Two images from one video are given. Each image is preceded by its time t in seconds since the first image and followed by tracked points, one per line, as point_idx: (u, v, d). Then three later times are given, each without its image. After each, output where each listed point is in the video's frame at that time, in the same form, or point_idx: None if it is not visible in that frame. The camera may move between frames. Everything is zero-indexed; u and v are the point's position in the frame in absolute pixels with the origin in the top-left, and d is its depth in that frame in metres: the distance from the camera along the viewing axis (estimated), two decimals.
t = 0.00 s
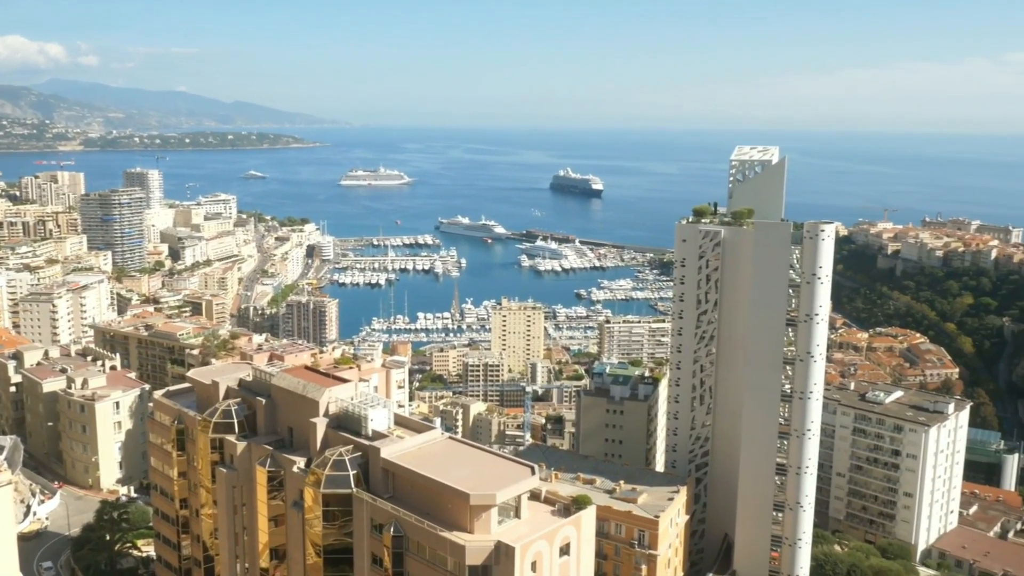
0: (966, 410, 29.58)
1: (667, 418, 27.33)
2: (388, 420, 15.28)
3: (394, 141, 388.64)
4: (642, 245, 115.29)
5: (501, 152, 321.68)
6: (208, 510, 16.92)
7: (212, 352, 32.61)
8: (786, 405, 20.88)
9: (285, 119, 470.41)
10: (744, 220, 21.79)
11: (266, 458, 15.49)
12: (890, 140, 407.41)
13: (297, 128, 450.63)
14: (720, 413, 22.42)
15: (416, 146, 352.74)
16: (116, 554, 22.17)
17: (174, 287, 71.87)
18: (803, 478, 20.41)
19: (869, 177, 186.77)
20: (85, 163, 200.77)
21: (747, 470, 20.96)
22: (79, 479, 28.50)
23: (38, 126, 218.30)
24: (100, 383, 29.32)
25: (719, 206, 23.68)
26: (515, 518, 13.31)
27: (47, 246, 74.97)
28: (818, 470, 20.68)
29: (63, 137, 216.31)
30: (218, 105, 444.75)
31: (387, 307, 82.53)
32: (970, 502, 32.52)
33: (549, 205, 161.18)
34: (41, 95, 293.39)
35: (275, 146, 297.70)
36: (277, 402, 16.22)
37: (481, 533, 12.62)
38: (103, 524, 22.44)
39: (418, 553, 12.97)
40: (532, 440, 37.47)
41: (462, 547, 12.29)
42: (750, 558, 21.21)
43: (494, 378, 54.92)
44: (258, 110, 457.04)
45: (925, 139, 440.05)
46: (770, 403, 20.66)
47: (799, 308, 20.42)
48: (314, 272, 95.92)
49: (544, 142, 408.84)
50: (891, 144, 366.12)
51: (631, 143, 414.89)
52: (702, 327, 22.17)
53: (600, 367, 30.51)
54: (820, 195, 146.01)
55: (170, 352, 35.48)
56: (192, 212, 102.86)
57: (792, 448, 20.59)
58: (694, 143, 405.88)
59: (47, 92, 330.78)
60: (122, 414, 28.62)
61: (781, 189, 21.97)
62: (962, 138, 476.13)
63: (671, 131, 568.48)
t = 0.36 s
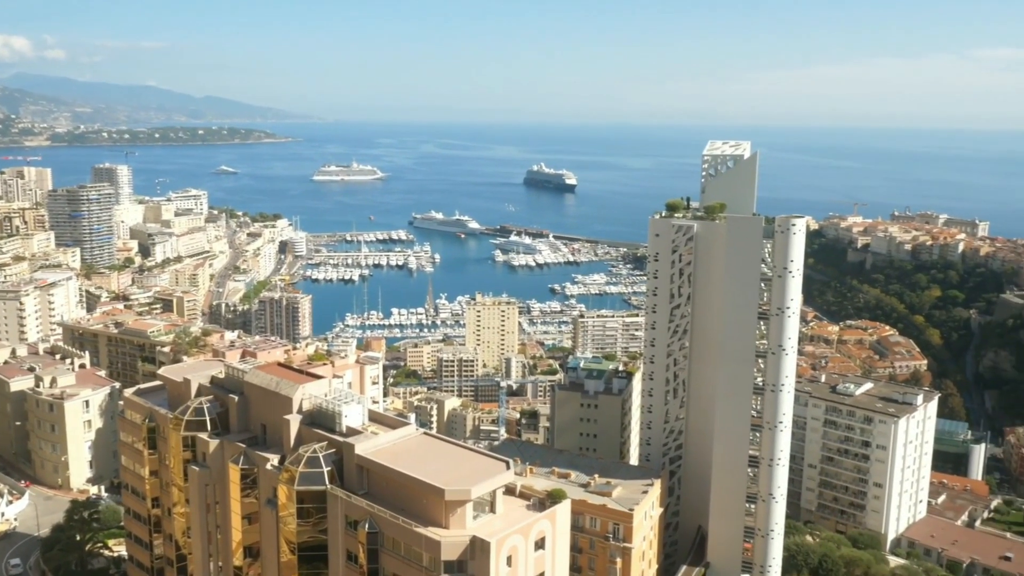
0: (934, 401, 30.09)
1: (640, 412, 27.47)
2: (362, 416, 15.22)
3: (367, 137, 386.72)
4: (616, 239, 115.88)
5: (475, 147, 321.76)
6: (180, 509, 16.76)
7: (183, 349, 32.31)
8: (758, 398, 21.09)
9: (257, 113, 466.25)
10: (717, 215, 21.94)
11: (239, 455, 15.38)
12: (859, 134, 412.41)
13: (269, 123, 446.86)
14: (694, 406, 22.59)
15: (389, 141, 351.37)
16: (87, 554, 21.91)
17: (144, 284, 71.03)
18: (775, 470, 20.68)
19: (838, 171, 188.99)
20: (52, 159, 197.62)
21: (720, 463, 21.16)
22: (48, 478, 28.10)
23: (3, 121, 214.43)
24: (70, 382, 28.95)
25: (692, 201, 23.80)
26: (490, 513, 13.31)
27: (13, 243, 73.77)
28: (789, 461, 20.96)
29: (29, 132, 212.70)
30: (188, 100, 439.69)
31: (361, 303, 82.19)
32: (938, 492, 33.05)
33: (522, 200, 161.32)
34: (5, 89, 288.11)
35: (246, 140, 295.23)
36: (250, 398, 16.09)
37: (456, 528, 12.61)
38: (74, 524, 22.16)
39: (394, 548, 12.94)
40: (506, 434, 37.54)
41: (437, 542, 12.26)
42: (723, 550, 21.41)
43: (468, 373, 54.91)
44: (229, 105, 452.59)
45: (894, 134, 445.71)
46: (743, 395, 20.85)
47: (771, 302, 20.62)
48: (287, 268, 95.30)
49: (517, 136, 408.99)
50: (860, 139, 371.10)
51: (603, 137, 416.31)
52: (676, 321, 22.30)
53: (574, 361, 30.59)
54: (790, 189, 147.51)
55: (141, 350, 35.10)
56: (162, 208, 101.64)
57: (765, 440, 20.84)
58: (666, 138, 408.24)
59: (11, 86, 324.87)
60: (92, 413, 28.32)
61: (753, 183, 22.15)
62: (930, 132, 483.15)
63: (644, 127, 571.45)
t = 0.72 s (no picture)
0: (906, 394, 30.46)
1: (617, 407, 27.56)
2: (338, 413, 15.17)
3: (343, 133, 384.53)
4: (591, 235, 116.20)
5: (451, 143, 321.16)
6: (155, 509, 16.62)
7: (157, 348, 32.01)
8: (734, 392, 21.21)
9: (230, 109, 462.06)
10: (692, 210, 22.07)
11: (214, 453, 15.26)
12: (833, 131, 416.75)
13: (243, 119, 443.03)
14: (670, 400, 22.73)
15: (364, 137, 349.65)
16: (59, 555, 21.72)
17: (117, 282, 70.24)
18: (750, 463, 20.79)
19: (812, 166, 190.77)
20: (21, 156, 194.62)
21: (696, 457, 21.29)
22: (20, 480, 27.73)
23: None
24: (40, 381, 28.61)
25: (667, 197, 23.89)
26: (467, 508, 13.32)
27: None
28: (764, 454, 21.08)
29: None
30: (161, 96, 434.69)
31: (336, 300, 81.87)
32: (911, 483, 33.46)
33: (499, 196, 161.29)
34: None
35: (219, 137, 292.76)
36: (224, 396, 15.99)
37: (434, 525, 12.58)
38: (46, 525, 21.86)
39: (371, 546, 12.89)
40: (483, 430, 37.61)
41: (414, 539, 12.22)
42: (699, 543, 21.51)
43: (445, 369, 54.89)
44: (202, 101, 448.12)
45: (868, 130, 449.78)
46: (718, 389, 20.98)
47: (746, 296, 20.76)
48: (261, 265, 94.72)
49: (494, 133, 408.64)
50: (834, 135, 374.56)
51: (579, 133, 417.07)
52: (652, 316, 22.42)
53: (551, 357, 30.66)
54: (765, 185, 148.60)
55: (113, 348, 34.72)
56: (134, 205, 100.46)
57: (740, 434, 20.94)
58: (641, 134, 409.82)
59: None
60: (64, 412, 28.04)
61: (728, 179, 22.27)
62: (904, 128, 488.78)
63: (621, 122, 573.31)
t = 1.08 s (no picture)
0: (875, 386, 30.86)
1: (591, 401, 27.65)
2: (311, 410, 15.08)
3: (315, 128, 381.81)
4: (564, 230, 116.50)
5: (424, 138, 320.10)
6: (125, 508, 16.45)
7: (126, 346, 31.65)
8: (706, 385, 21.36)
9: (200, 104, 456.71)
10: (664, 205, 22.18)
11: (185, 452, 15.11)
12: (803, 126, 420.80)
13: (213, 115, 438.28)
14: (643, 394, 22.83)
15: (336, 132, 347.31)
16: (28, 556, 21.42)
17: (85, 279, 69.24)
18: (722, 455, 20.97)
19: (783, 161, 192.56)
20: None
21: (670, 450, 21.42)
22: None
23: None
24: (7, 380, 28.15)
25: (640, 191, 23.97)
26: (442, 504, 13.29)
27: None
28: (736, 446, 21.26)
29: None
30: (129, 90, 428.30)
31: (309, 296, 81.38)
32: (880, 473, 33.92)
33: (472, 191, 161.03)
34: None
35: (188, 132, 289.62)
36: (196, 394, 15.83)
37: (408, 520, 12.56)
38: (14, 526, 21.56)
39: (345, 543, 12.84)
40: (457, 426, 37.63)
41: (389, 535, 12.19)
42: (672, 536, 21.65)
43: (418, 365, 54.82)
44: (171, 95, 442.32)
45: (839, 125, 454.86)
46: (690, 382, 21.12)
47: (717, 290, 20.90)
48: (233, 262, 93.90)
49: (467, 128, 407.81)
50: (804, 130, 378.19)
51: (553, 128, 417.32)
52: (625, 310, 22.52)
53: (525, 351, 30.68)
54: (737, 179, 149.69)
55: (81, 346, 34.28)
56: (102, 201, 99.02)
57: (712, 426, 21.09)
58: (614, 129, 411.08)
59: None
60: (32, 412, 27.63)
61: (700, 174, 22.39)
62: (873, 122, 494.42)
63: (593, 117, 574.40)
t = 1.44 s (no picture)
0: (838, 376, 31.34)
1: (559, 393, 27.72)
2: (278, 406, 14.96)
3: (281, 121, 378.12)
4: (532, 223, 116.73)
5: (391, 132, 318.66)
6: (89, 508, 16.22)
7: (88, 343, 31.18)
8: (673, 377, 21.57)
9: (163, 97, 449.83)
10: (631, 198, 22.30)
11: (150, 450, 14.94)
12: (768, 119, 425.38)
13: (176, 108, 432.03)
14: (611, 386, 22.96)
15: (302, 126, 344.22)
16: None
17: (45, 275, 67.93)
18: (689, 446, 21.19)
19: (748, 154, 194.55)
20: None
21: (638, 441, 21.59)
22: None
23: None
24: None
25: (607, 184, 24.05)
26: (412, 498, 13.24)
27: None
28: (703, 437, 21.50)
29: None
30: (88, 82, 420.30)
31: (276, 292, 80.74)
32: (843, 462, 34.48)
33: (439, 185, 160.62)
34: None
35: (150, 126, 285.41)
36: (161, 391, 15.64)
37: (378, 515, 12.50)
38: None
39: (314, 539, 12.74)
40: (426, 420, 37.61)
41: (359, 530, 12.12)
42: (641, 527, 21.84)
43: (387, 359, 54.68)
44: (132, 88, 435.04)
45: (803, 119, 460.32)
46: (658, 374, 21.29)
47: (684, 282, 21.08)
48: (197, 257, 92.89)
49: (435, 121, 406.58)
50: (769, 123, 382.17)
51: (520, 121, 417.42)
52: (593, 303, 22.62)
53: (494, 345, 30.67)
54: (702, 172, 150.89)
55: (43, 343, 33.65)
56: (63, 196, 97.19)
57: (680, 417, 21.30)
58: (582, 123, 412.29)
59: None
60: None
61: (666, 167, 22.53)
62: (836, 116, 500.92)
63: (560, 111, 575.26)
